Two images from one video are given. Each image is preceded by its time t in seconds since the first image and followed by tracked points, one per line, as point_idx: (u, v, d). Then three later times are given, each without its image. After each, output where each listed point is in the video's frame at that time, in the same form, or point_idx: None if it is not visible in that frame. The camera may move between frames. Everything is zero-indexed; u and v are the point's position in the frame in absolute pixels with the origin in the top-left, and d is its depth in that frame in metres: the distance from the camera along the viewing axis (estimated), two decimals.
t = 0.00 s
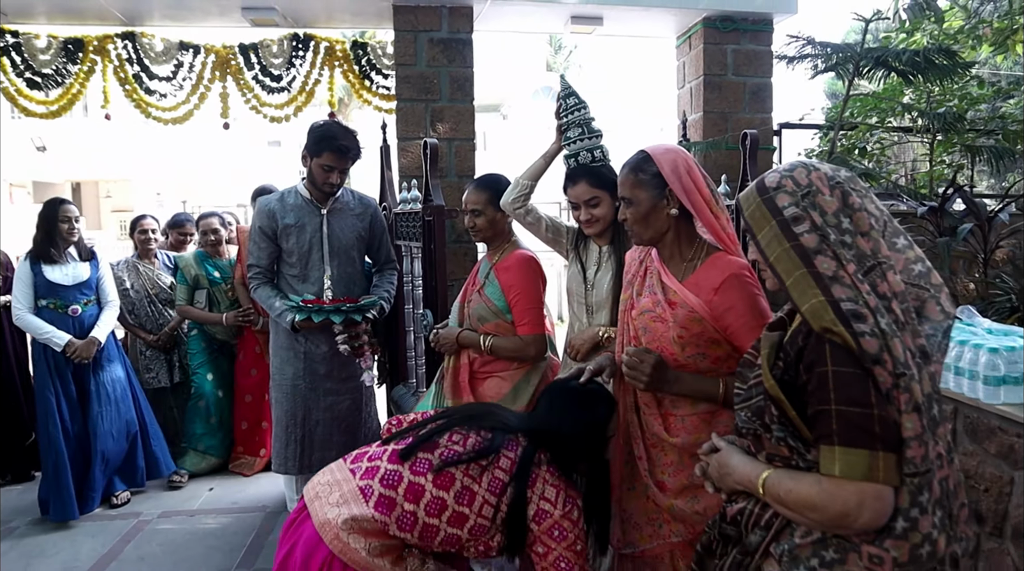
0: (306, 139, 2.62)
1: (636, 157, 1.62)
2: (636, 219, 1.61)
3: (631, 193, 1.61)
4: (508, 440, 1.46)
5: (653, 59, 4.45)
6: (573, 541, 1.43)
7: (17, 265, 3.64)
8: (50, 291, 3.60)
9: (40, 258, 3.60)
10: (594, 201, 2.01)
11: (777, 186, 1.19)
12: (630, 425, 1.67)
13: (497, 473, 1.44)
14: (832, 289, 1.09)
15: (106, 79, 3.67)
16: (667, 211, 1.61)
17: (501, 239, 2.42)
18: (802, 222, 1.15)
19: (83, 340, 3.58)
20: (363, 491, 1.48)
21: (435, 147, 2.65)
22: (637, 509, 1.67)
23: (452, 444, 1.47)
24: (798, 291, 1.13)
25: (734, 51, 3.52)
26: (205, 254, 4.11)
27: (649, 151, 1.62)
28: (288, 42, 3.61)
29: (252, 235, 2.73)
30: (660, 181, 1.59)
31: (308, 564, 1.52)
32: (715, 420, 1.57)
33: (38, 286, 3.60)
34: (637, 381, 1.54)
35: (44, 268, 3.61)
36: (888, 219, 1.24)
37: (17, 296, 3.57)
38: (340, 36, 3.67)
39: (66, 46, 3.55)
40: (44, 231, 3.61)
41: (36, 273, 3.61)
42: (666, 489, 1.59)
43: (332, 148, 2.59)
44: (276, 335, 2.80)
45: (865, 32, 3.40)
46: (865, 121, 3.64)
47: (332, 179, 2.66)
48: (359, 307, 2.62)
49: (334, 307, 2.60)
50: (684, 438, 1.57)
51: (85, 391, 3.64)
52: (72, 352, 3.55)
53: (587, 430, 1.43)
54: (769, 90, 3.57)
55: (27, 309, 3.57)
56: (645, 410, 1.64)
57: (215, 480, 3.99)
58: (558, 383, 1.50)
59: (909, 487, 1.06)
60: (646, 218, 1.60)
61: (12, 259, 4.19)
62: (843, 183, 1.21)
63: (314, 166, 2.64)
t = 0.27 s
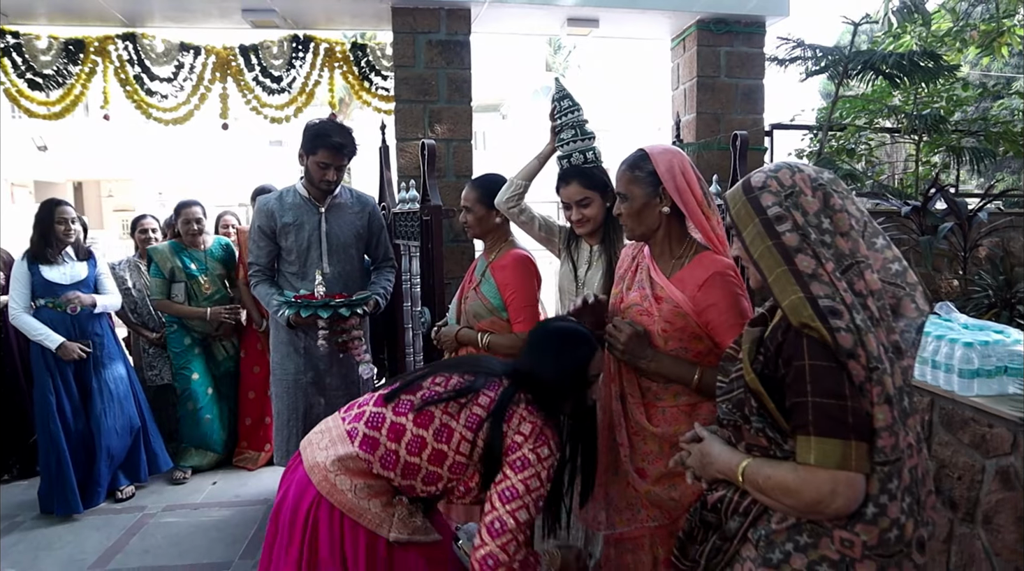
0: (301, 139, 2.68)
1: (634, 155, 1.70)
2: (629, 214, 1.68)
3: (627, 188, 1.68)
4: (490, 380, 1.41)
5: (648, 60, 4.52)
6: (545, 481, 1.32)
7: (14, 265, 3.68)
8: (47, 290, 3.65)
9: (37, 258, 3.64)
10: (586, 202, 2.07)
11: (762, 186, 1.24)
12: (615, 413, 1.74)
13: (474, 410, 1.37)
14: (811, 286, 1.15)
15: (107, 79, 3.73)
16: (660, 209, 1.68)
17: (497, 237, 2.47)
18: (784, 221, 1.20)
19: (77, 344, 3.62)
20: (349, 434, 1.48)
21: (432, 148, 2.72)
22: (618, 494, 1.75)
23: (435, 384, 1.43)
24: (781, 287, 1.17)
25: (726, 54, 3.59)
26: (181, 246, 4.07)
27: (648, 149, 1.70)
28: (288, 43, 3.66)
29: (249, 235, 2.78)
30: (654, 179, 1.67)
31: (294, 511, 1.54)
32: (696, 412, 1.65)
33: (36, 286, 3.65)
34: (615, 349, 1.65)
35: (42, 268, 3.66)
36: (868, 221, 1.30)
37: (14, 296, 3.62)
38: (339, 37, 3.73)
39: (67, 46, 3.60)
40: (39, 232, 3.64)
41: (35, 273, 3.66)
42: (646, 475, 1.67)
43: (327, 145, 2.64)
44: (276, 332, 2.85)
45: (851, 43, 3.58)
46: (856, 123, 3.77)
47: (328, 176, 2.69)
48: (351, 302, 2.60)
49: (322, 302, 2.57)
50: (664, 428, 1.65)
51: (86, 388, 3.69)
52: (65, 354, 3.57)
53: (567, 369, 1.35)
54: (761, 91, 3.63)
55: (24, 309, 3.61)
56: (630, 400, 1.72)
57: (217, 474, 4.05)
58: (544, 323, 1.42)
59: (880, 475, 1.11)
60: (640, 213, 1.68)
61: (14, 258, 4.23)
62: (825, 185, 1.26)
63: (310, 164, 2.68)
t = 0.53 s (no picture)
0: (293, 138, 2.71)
1: (631, 154, 1.76)
2: (622, 212, 1.76)
3: (622, 186, 1.74)
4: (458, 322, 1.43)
5: (644, 62, 4.57)
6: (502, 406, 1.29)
7: (13, 266, 3.71)
8: (45, 290, 3.67)
9: (36, 258, 3.67)
10: (577, 203, 2.13)
11: (750, 186, 1.28)
12: (604, 407, 1.80)
13: (442, 350, 1.39)
14: (794, 284, 1.19)
15: (106, 80, 3.76)
16: (652, 209, 1.74)
17: (493, 236, 2.56)
18: (770, 221, 1.25)
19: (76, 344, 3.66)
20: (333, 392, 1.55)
21: (429, 149, 2.77)
22: (606, 486, 1.80)
23: (409, 332, 1.48)
24: (765, 284, 1.22)
25: (720, 56, 3.64)
26: (165, 237, 3.95)
27: (646, 149, 1.75)
28: (287, 45, 3.70)
29: (245, 237, 2.83)
30: (649, 178, 1.73)
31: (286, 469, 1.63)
32: (681, 407, 1.70)
33: (34, 286, 3.68)
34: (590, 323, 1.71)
35: (40, 268, 3.69)
36: (851, 221, 1.34)
37: (13, 296, 3.64)
38: (338, 38, 3.77)
39: (66, 47, 3.62)
40: (38, 233, 3.66)
41: (33, 273, 3.68)
42: (633, 468, 1.73)
43: (319, 142, 2.65)
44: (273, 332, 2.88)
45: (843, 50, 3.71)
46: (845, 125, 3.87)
47: (322, 173, 2.71)
48: (341, 304, 2.61)
49: (312, 303, 2.59)
50: (651, 423, 1.72)
51: (86, 386, 3.73)
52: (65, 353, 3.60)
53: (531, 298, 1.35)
54: (754, 93, 3.68)
55: (23, 309, 3.64)
56: (618, 394, 1.77)
57: (218, 472, 4.08)
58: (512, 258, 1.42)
59: (858, 467, 1.16)
60: (632, 211, 1.75)
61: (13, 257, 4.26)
62: (811, 186, 1.31)
63: (304, 162, 2.70)
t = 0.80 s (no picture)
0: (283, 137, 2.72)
1: (626, 156, 1.84)
2: (614, 211, 1.83)
3: (615, 187, 1.81)
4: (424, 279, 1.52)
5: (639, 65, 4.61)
6: (464, 348, 1.34)
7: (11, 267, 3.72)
8: (43, 290, 3.70)
9: (33, 260, 3.68)
10: (568, 203, 2.15)
11: (736, 187, 1.32)
12: (597, 402, 1.85)
13: (407, 307, 1.46)
14: (776, 282, 1.22)
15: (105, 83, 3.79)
16: (643, 209, 1.81)
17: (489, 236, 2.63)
18: (755, 220, 1.28)
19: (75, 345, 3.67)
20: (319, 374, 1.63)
21: (425, 152, 2.79)
22: (596, 481, 1.83)
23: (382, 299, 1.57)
24: (749, 280, 1.24)
25: (713, 58, 3.67)
26: (155, 236, 3.88)
27: (639, 152, 1.83)
28: (285, 49, 3.71)
29: (236, 240, 2.85)
30: (641, 180, 1.80)
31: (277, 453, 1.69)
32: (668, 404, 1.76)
33: (33, 287, 3.70)
34: (575, 312, 1.83)
35: (38, 269, 3.70)
36: (831, 223, 1.39)
37: (12, 297, 3.65)
38: (335, 42, 3.80)
39: (65, 51, 3.64)
40: (36, 235, 3.67)
41: (31, 275, 3.70)
42: (621, 463, 1.78)
43: (308, 138, 2.66)
44: (267, 335, 2.89)
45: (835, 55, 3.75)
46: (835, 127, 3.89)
47: (313, 171, 2.72)
48: (330, 304, 2.60)
49: (300, 304, 2.58)
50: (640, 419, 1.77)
51: (85, 386, 3.76)
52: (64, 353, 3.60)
53: (490, 246, 1.45)
54: (748, 95, 3.71)
55: (21, 310, 3.65)
56: (609, 389, 1.83)
57: (217, 472, 4.10)
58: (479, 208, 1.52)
59: (836, 463, 1.19)
60: (624, 211, 1.81)
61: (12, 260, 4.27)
62: (795, 188, 1.35)
63: (295, 161, 2.71)
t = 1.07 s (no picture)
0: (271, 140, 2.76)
1: (615, 161, 1.95)
2: (604, 215, 1.94)
3: (604, 190, 1.93)
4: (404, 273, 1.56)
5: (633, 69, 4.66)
6: (440, 336, 1.35)
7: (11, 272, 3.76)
8: (42, 295, 3.73)
9: (32, 264, 3.71)
10: (559, 205, 2.18)
11: (723, 190, 1.36)
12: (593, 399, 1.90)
13: (385, 300, 1.50)
14: (756, 283, 1.28)
15: (105, 90, 3.85)
16: (631, 213, 1.92)
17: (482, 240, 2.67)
18: (738, 222, 1.32)
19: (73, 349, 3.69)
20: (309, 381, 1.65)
21: (420, 157, 2.83)
22: (586, 478, 1.89)
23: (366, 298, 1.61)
24: (730, 281, 1.29)
25: (706, 63, 3.72)
26: (153, 241, 3.89)
27: (628, 157, 1.93)
28: (282, 55, 3.75)
29: (227, 245, 2.87)
30: (629, 184, 1.91)
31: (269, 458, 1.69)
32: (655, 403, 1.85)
33: (32, 291, 3.73)
34: (565, 311, 1.92)
35: (36, 273, 3.73)
36: (813, 230, 1.45)
37: (12, 301, 3.68)
38: (332, 48, 3.85)
39: (64, 58, 3.68)
40: (36, 239, 3.71)
41: (31, 279, 3.73)
42: (611, 460, 1.85)
43: (297, 139, 2.71)
44: (260, 341, 2.90)
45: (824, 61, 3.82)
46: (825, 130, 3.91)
47: (304, 172, 2.77)
48: (322, 307, 2.64)
49: (291, 307, 2.62)
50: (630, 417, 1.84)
51: (84, 390, 3.79)
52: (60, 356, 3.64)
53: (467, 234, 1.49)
54: (741, 100, 3.76)
55: (21, 314, 3.68)
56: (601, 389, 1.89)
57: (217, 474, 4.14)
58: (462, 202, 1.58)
59: (810, 459, 1.27)
60: (613, 214, 1.93)
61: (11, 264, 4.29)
62: (779, 194, 1.40)
63: (285, 163, 2.75)
